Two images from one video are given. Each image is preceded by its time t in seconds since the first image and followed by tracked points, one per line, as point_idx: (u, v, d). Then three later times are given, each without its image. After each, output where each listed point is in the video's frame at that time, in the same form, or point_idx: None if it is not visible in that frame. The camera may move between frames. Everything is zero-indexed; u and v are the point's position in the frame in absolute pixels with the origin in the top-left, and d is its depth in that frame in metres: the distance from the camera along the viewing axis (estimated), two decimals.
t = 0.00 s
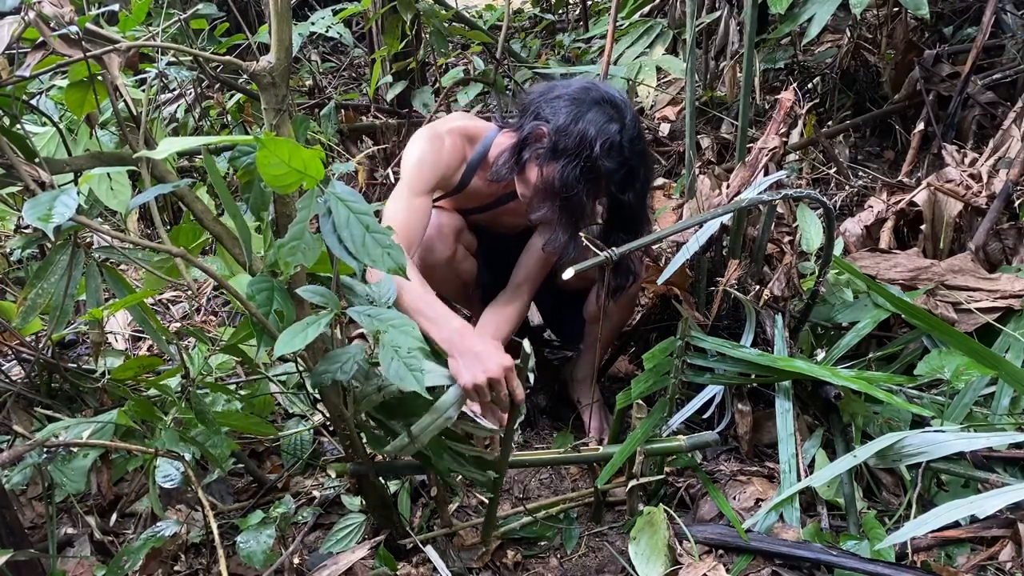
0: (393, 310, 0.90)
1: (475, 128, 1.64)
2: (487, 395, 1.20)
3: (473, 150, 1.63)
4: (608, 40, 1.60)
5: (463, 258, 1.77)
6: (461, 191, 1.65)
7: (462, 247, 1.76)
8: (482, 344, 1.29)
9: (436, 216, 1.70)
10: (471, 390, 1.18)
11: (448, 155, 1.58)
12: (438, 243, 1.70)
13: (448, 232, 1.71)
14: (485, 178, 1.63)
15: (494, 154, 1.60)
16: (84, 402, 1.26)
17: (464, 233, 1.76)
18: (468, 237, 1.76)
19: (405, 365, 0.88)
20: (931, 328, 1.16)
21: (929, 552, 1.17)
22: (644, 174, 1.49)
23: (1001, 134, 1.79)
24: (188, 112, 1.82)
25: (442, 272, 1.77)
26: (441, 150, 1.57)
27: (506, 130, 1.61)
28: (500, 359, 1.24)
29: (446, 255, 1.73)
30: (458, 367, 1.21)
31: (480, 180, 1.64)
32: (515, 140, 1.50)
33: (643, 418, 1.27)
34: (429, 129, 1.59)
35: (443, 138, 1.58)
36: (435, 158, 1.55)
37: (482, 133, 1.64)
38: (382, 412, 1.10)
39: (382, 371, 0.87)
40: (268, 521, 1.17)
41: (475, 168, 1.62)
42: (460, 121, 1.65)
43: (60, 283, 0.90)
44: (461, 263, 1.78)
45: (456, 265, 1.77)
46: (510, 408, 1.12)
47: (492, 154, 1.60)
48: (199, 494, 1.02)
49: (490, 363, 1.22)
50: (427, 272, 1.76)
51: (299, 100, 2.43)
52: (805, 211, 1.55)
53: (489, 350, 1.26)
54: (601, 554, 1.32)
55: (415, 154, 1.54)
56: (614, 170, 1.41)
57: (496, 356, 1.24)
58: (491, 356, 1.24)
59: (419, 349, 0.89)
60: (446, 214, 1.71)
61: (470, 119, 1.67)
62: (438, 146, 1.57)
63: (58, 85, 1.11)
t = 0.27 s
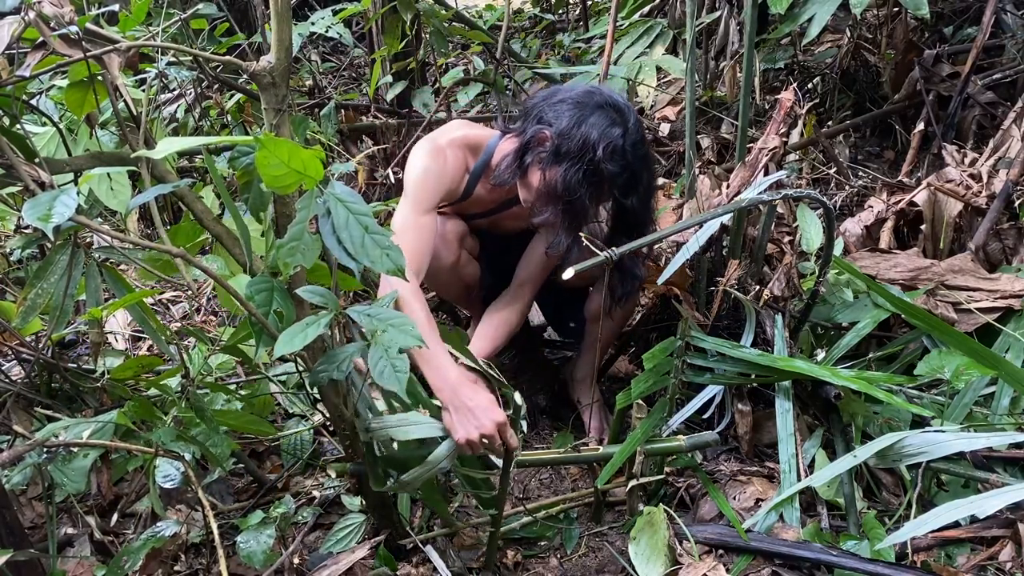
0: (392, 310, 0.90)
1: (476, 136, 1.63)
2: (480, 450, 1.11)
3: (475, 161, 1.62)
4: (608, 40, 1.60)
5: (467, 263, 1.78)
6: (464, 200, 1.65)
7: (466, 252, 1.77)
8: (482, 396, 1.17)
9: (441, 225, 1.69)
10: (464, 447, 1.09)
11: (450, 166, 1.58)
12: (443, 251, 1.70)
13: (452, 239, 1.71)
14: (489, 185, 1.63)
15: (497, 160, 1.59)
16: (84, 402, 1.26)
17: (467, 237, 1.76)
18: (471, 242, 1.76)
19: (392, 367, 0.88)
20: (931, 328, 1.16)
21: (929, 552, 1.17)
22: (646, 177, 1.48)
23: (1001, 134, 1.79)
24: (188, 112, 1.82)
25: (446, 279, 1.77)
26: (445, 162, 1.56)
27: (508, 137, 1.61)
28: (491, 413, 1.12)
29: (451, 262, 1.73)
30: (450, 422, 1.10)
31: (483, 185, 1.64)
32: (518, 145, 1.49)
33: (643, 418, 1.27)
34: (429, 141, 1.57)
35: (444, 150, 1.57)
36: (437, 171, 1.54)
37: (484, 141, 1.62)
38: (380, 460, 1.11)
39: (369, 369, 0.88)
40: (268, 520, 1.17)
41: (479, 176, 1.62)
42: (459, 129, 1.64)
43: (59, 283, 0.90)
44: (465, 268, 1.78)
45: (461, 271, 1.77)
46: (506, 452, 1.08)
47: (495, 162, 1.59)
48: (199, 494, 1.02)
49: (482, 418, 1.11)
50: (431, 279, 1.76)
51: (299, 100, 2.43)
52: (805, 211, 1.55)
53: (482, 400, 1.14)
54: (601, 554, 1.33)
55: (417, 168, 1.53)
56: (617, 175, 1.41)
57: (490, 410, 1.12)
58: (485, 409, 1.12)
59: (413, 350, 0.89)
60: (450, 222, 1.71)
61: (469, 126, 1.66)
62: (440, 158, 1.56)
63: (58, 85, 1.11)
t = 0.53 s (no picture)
0: (392, 310, 0.90)
1: (475, 142, 1.61)
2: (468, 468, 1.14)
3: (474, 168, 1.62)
4: (608, 40, 1.60)
5: (468, 267, 1.79)
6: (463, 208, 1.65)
7: (467, 257, 1.77)
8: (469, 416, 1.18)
9: (441, 231, 1.69)
10: (451, 468, 1.12)
11: (450, 175, 1.58)
12: (444, 257, 1.71)
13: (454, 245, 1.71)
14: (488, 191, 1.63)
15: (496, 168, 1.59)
16: (84, 402, 1.26)
17: (468, 242, 1.76)
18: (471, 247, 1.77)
19: (398, 367, 0.88)
20: (931, 328, 1.16)
21: (929, 552, 1.17)
22: (646, 183, 1.48)
23: (1001, 134, 1.79)
24: (188, 112, 1.82)
25: (448, 283, 1.78)
26: (444, 171, 1.56)
27: (508, 143, 1.60)
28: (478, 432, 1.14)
29: (452, 267, 1.74)
30: (437, 444, 1.13)
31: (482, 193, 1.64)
32: (517, 152, 1.49)
33: (643, 418, 1.27)
34: (428, 150, 1.57)
35: (442, 159, 1.57)
36: (436, 182, 1.54)
37: (482, 147, 1.62)
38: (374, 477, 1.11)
39: (377, 371, 0.88)
40: (268, 520, 1.17)
41: (478, 183, 1.62)
42: (458, 136, 1.63)
43: (60, 283, 0.90)
44: (466, 273, 1.79)
45: (462, 275, 1.78)
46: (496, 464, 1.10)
47: (494, 169, 1.59)
48: (199, 495, 1.02)
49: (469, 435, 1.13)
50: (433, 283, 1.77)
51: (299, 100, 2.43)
52: (805, 211, 1.55)
53: (468, 419, 1.16)
54: (601, 554, 1.33)
55: (416, 179, 1.53)
56: (617, 182, 1.41)
57: (477, 429, 1.14)
58: (471, 429, 1.14)
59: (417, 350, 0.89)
60: (452, 227, 1.71)
61: (468, 131, 1.64)
62: (438, 168, 1.56)
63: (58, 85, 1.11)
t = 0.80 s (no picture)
0: (393, 311, 0.90)
1: (466, 145, 1.61)
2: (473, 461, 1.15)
3: (468, 169, 1.62)
4: (608, 40, 1.60)
5: (466, 270, 1.79)
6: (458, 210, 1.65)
7: (465, 260, 1.77)
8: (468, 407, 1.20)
9: (437, 234, 1.69)
10: (457, 459, 1.12)
11: (443, 179, 1.57)
12: (441, 260, 1.71)
13: (449, 248, 1.71)
14: (482, 193, 1.62)
15: (489, 169, 1.59)
16: (85, 402, 1.26)
17: (466, 246, 1.76)
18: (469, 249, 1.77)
19: (398, 364, 0.87)
20: (931, 329, 1.16)
21: (929, 552, 1.17)
22: (637, 181, 1.48)
23: (1001, 134, 1.79)
24: (188, 112, 1.82)
25: (446, 286, 1.79)
26: (437, 175, 1.56)
27: (499, 144, 1.60)
28: (482, 421, 1.15)
29: (450, 270, 1.74)
30: (441, 438, 1.13)
31: (476, 194, 1.64)
32: (508, 152, 1.49)
33: (643, 418, 1.27)
34: (421, 153, 1.57)
35: (436, 163, 1.56)
36: (430, 185, 1.54)
37: (475, 149, 1.61)
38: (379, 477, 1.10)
39: (375, 369, 0.87)
40: (267, 520, 1.17)
41: (472, 185, 1.62)
42: (451, 138, 1.62)
43: (60, 284, 0.90)
44: (464, 275, 1.79)
45: (460, 278, 1.78)
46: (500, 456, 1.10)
47: (487, 170, 1.59)
48: (199, 495, 1.02)
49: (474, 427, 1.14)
50: (431, 286, 1.77)
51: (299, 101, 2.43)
52: (805, 211, 1.54)
53: (468, 411, 1.17)
54: (601, 554, 1.33)
55: (410, 182, 1.53)
56: (606, 180, 1.40)
57: (478, 419, 1.15)
58: (472, 419, 1.15)
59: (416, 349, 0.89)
60: (448, 229, 1.70)
61: (458, 134, 1.64)
62: (433, 171, 1.55)
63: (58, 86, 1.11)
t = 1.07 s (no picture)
0: (392, 310, 0.90)
1: (463, 145, 1.61)
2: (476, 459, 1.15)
3: (464, 170, 1.62)
4: (608, 40, 1.60)
5: (464, 270, 1.79)
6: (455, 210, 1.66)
7: (463, 260, 1.78)
8: (467, 407, 1.20)
9: (434, 235, 1.70)
10: (458, 458, 1.13)
11: (439, 181, 1.57)
12: (439, 261, 1.72)
13: (447, 249, 1.72)
14: (478, 194, 1.63)
15: (485, 170, 1.59)
16: (84, 402, 1.26)
17: (463, 246, 1.76)
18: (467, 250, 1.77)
19: (398, 365, 0.87)
20: (931, 329, 1.16)
21: (929, 552, 1.17)
22: (632, 180, 1.48)
23: (1001, 134, 1.79)
24: (188, 112, 1.82)
25: (444, 286, 1.79)
26: (432, 177, 1.56)
27: (495, 144, 1.60)
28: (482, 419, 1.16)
29: (448, 270, 1.75)
30: (443, 439, 1.13)
31: (473, 194, 1.64)
32: (504, 153, 1.49)
33: (643, 418, 1.27)
34: (417, 155, 1.57)
35: (432, 165, 1.56)
36: (426, 187, 1.54)
37: (471, 150, 1.61)
38: (380, 478, 1.10)
39: (375, 369, 0.87)
40: (267, 521, 1.17)
41: (469, 186, 1.62)
42: (447, 139, 1.62)
43: (59, 284, 0.89)
44: (463, 276, 1.80)
45: (458, 278, 1.79)
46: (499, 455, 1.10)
47: (483, 171, 1.59)
48: (199, 495, 1.02)
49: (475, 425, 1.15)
50: (430, 287, 1.78)
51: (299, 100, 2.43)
52: (805, 211, 1.54)
53: (469, 411, 1.18)
54: (601, 554, 1.33)
55: (405, 184, 1.53)
56: (602, 180, 1.41)
57: (478, 417, 1.16)
58: (473, 418, 1.16)
59: (417, 349, 0.89)
60: (444, 229, 1.71)
61: (454, 135, 1.64)
62: (428, 173, 1.56)
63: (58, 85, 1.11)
